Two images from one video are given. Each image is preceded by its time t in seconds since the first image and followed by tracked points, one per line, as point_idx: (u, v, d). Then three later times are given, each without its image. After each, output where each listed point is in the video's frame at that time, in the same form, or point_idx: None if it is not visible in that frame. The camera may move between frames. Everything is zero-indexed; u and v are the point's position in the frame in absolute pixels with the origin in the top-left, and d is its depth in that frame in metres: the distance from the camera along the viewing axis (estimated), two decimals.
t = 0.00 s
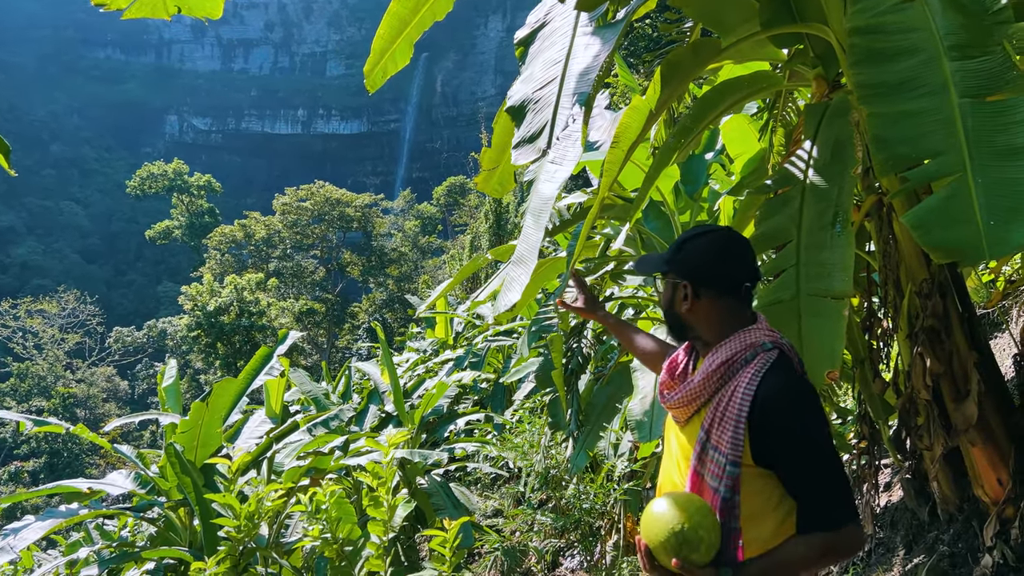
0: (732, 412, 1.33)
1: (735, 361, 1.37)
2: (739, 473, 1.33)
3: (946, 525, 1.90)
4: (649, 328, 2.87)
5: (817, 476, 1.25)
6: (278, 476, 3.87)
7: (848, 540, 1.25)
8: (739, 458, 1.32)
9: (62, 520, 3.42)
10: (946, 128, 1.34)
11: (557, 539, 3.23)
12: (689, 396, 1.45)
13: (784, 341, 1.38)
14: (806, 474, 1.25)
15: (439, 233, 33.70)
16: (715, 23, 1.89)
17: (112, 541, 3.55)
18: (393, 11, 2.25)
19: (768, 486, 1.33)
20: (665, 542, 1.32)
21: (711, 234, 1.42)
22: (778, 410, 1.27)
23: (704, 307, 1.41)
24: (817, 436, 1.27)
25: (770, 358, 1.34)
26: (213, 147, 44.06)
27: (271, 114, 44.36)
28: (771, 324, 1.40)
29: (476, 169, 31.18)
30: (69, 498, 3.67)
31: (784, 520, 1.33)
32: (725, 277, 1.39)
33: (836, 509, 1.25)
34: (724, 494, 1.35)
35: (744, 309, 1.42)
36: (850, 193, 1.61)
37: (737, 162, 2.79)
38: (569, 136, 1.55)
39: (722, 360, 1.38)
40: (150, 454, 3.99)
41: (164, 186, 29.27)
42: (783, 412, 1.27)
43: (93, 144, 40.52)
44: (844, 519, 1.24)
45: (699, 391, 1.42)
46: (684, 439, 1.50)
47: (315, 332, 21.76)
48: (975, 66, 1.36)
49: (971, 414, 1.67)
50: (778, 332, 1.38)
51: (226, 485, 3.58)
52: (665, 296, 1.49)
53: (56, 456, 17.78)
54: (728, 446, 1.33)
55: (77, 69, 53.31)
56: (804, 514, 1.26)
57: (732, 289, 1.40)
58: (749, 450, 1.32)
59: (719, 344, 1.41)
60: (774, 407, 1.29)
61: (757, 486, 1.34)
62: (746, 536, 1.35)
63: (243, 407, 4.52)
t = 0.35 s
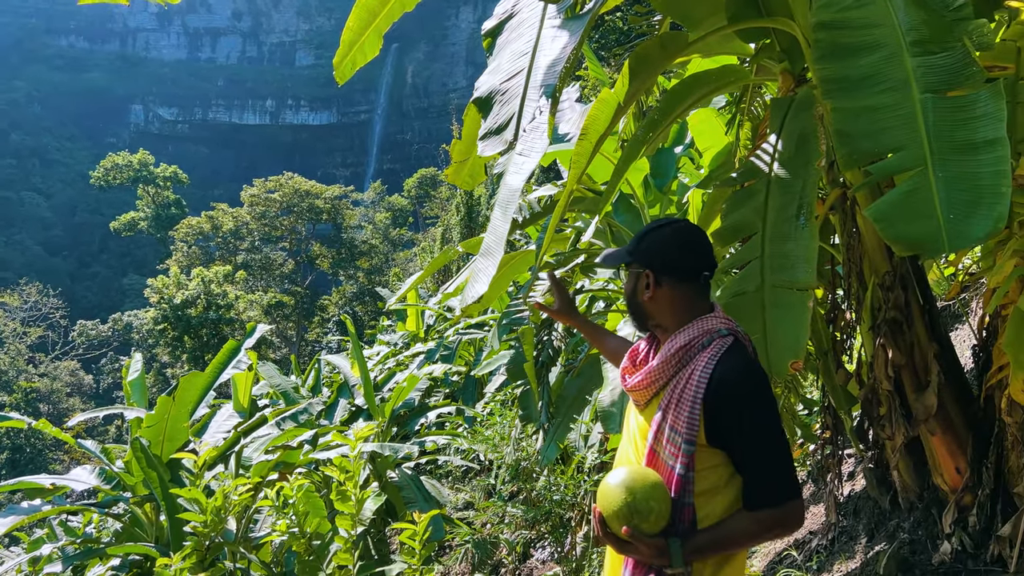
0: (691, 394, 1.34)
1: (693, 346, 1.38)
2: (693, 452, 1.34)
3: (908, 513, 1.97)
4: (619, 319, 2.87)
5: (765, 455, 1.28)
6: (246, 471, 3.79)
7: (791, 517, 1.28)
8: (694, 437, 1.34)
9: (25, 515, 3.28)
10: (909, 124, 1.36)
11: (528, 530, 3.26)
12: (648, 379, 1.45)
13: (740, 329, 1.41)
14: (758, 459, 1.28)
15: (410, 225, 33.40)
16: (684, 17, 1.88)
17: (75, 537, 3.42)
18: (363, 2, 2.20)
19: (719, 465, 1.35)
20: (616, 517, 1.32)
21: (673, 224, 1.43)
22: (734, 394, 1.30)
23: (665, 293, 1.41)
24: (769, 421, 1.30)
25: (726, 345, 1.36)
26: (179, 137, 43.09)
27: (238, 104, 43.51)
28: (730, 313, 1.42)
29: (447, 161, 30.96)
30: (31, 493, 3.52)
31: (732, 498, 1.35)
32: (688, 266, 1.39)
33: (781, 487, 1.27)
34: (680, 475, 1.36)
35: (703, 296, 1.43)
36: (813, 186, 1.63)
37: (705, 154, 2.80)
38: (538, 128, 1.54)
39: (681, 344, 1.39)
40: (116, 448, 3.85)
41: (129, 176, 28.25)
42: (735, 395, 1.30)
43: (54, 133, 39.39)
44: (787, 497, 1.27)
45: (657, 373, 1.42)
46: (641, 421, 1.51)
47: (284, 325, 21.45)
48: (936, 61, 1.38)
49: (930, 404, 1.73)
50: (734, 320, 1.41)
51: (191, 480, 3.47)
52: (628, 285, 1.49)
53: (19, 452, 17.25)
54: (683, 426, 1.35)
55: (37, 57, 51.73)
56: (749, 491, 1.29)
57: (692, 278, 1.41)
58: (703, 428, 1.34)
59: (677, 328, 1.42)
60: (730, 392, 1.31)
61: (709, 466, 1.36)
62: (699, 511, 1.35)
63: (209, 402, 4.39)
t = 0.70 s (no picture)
0: (676, 379, 1.38)
1: (673, 334, 1.42)
2: (681, 435, 1.36)
3: (883, 505, 2.00)
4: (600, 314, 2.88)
5: (747, 432, 1.33)
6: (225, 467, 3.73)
7: (767, 490, 1.34)
8: (679, 422, 1.36)
9: None
10: (887, 120, 1.36)
11: (508, 524, 3.18)
12: (625, 370, 1.45)
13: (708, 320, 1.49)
14: (740, 442, 1.33)
15: (391, 219, 33.11)
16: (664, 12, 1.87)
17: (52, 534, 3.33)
18: None
19: (700, 448, 1.38)
20: (604, 499, 1.30)
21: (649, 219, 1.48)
22: (715, 375, 1.36)
23: (648, 283, 1.43)
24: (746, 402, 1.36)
25: (701, 331, 1.42)
26: (156, 130, 42.41)
27: (217, 97, 42.89)
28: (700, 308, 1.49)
29: (427, 155, 30.78)
30: (4, 490, 3.43)
31: (713, 478, 1.39)
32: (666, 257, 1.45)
33: (760, 464, 1.33)
34: (663, 460, 1.37)
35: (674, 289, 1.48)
36: (792, 180, 1.64)
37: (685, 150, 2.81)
38: (518, 122, 1.52)
39: (661, 333, 1.42)
40: (92, 445, 3.76)
41: (106, 170, 28.35)
42: (718, 376, 1.36)
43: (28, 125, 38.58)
44: (763, 473, 1.33)
45: (636, 362, 1.44)
46: (618, 411, 1.50)
47: (263, 320, 21.19)
48: (915, 58, 1.39)
49: (907, 397, 1.75)
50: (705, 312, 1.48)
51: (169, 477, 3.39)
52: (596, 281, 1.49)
53: None
54: (668, 409, 1.37)
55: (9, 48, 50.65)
56: (732, 469, 1.34)
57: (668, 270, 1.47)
58: (690, 409, 1.36)
59: (655, 318, 1.45)
60: (713, 373, 1.36)
61: (692, 450, 1.38)
62: (685, 492, 1.37)
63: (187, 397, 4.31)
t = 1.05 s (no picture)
0: (666, 373, 1.39)
1: (652, 334, 1.44)
2: (682, 427, 1.36)
3: (875, 501, 2.02)
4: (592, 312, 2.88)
5: (738, 415, 1.36)
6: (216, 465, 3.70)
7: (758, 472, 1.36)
8: (678, 413, 1.37)
9: None
10: (879, 118, 1.37)
11: (500, 522, 3.20)
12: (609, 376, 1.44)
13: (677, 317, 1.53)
14: (735, 425, 1.35)
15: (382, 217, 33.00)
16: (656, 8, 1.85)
17: (41, 532, 3.30)
18: None
19: (695, 438, 1.40)
20: (629, 510, 1.27)
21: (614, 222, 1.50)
22: (701, 363, 1.39)
23: (621, 286, 1.45)
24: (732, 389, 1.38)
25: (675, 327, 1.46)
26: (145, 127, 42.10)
27: (207, 94, 42.61)
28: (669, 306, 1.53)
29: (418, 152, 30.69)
30: None
31: (708, 466, 1.41)
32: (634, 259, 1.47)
33: (747, 440, 1.35)
34: (665, 454, 1.37)
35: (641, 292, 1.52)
36: (785, 176, 1.64)
37: (678, 147, 2.81)
38: (510, 118, 1.51)
39: (640, 334, 1.44)
40: (81, 443, 3.72)
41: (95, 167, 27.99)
42: (703, 364, 1.39)
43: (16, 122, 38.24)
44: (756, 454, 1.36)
45: (618, 366, 1.43)
46: (607, 416, 1.46)
47: (254, 318, 21.12)
48: (906, 56, 1.39)
49: (898, 393, 1.75)
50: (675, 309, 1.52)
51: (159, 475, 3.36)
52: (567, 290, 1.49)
53: None
54: (664, 401, 1.37)
55: None
56: (728, 451, 1.35)
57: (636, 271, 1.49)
58: (685, 401, 1.38)
59: (631, 320, 1.46)
60: (698, 360, 1.40)
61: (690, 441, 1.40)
62: (689, 484, 1.38)
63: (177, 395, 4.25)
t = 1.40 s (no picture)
0: (673, 373, 1.41)
1: (655, 335, 1.45)
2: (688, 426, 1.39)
3: (874, 502, 2.02)
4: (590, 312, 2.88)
5: (738, 416, 1.39)
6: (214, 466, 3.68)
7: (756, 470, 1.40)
8: (684, 413, 1.39)
9: None
10: (878, 118, 1.37)
11: (499, 523, 3.18)
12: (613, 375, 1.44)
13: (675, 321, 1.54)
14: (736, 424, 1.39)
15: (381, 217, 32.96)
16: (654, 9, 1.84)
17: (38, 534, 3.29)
18: None
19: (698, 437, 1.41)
20: (641, 512, 1.27)
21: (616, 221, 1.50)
22: (703, 365, 1.42)
23: (624, 286, 1.45)
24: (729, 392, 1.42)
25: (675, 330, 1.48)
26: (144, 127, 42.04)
27: (205, 94, 42.58)
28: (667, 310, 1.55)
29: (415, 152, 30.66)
30: None
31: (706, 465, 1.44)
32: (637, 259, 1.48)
33: (748, 437, 1.38)
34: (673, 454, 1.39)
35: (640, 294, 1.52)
36: (784, 177, 1.64)
37: (676, 148, 2.81)
38: (511, 121, 1.51)
39: (646, 334, 1.44)
40: (80, 444, 3.71)
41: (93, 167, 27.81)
42: (705, 366, 1.42)
43: (14, 122, 38.19)
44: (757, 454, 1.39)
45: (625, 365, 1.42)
46: (611, 416, 1.44)
47: (253, 318, 21.11)
48: (906, 57, 1.39)
49: (897, 395, 1.75)
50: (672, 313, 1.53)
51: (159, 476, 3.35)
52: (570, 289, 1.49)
53: None
54: (672, 400, 1.39)
55: None
56: (729, 451, 1.39)
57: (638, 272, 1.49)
58: (689, 402, 1.40)
59: (634, 321, 1.46)
60: (700, 361, 1.42)
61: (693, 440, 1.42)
62: (693, 484, 1.40)
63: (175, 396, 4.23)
